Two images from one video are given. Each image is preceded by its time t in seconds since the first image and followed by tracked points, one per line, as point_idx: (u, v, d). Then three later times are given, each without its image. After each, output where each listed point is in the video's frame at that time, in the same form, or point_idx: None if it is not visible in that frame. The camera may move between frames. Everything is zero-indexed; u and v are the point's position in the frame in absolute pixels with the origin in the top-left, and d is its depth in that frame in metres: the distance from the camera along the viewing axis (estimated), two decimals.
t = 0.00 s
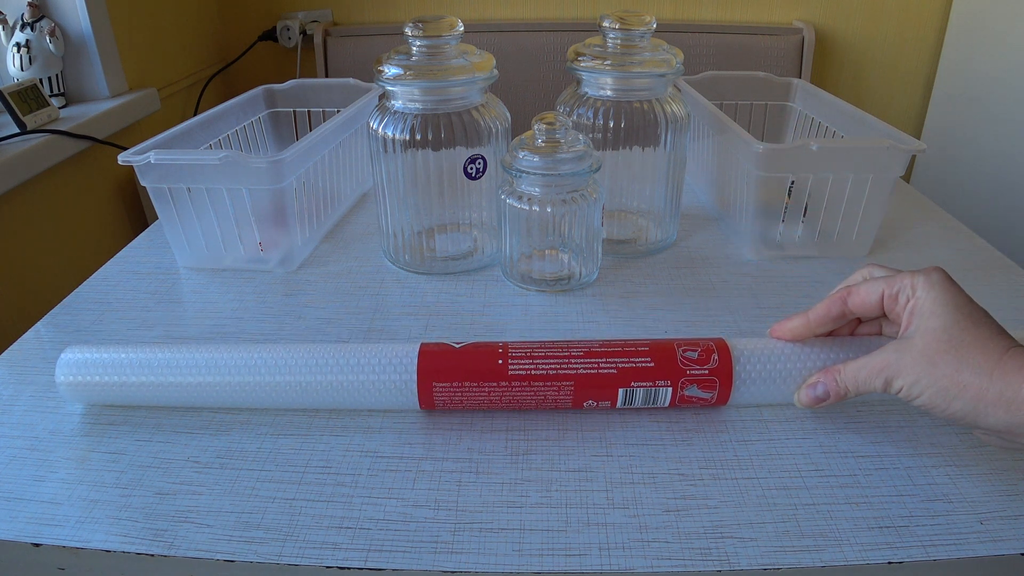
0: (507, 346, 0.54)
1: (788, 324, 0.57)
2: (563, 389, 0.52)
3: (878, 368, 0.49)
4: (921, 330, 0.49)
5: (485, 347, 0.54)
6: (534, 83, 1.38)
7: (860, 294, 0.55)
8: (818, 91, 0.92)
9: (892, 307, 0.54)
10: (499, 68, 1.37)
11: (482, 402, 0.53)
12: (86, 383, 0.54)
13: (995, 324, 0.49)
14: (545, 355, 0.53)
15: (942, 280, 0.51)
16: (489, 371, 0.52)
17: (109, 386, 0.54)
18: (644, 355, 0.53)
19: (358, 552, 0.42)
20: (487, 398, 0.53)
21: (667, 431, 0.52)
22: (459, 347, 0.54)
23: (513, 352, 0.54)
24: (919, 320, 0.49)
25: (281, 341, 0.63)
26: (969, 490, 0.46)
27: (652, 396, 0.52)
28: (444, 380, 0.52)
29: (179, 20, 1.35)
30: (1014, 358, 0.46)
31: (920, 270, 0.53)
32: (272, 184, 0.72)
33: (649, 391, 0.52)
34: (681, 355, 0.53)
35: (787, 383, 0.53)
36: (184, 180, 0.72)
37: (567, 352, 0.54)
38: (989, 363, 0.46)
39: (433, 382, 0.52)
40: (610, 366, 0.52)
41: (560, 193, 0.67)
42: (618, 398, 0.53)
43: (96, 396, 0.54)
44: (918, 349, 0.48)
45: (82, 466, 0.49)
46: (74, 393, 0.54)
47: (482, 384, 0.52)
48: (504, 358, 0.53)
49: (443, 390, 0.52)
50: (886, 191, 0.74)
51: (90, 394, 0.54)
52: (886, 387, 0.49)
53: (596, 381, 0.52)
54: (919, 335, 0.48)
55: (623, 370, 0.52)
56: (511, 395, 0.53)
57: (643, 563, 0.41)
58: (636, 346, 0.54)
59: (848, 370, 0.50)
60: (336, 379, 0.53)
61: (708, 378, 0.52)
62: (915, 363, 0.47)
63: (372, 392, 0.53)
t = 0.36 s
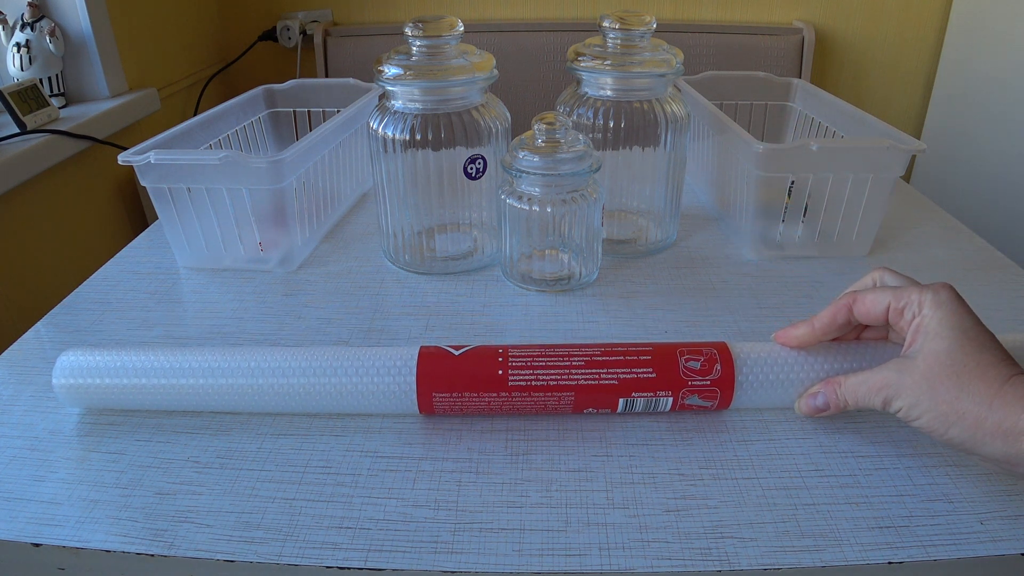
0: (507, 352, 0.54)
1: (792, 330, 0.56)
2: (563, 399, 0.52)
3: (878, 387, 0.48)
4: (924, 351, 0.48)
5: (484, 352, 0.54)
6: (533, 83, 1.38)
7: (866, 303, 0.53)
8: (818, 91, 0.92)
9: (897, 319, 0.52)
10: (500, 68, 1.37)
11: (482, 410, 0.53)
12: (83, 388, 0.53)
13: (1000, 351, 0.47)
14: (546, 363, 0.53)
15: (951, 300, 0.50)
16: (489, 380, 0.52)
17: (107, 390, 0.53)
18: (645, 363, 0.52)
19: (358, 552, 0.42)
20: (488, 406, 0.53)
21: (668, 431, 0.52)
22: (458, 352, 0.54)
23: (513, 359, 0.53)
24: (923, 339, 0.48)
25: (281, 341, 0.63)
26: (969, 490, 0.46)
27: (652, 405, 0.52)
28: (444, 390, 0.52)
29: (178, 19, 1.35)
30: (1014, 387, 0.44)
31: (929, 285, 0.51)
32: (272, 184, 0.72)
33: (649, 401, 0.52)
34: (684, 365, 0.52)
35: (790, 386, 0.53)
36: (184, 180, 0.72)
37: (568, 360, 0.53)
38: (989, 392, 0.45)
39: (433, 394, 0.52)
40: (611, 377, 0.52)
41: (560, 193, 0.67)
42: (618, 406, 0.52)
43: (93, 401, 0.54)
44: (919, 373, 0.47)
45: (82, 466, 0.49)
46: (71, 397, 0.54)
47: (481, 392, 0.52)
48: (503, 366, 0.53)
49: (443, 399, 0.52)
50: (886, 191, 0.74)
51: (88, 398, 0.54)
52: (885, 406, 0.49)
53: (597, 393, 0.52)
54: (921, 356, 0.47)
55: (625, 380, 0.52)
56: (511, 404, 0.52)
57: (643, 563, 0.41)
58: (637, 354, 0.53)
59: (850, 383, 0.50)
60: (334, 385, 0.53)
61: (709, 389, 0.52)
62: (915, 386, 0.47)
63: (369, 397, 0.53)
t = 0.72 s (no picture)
0: (507, 359, 0.53)
1: (797, 339, 0.54)
2: (563, 409, 0.52)
3: (878, 416, 0.47)
4: (927, 386, 0.46)
5: (484, 359, 0.53)
6: (534, 83, 1.38)
7: (876, 322, 0.51)
8: (818, 91, 0.92)
9: (906, 343, 0.50)
10: (500, 68, 1.37)
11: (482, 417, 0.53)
12: (81, 391, 0.53)
13: (1010, 391, 0.45)
14: (546, 373, 0.52)
15: (964, 332, 0.47)
16: (489, 390, 0.52)
17: (104, 393, 0.53)
18: (647, 373, 0.52)
19: (358, 552, 0.42)
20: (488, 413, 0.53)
21: (668, 431, 0.52)
22: (457, 359, 0.53)
23: (513, 368, 0.52)
24: (928, 373, 0.46)
25: (281, 341, 0.63)
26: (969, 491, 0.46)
27: (652, 413, 0.52)
28: (444, 400, 0.52)
29: (178, 19, 1.35)
30: (1014, 436, 0.42)
31: (944, 313, 0.48)
32: (272, 184, 0.72)
33: (650, 410, 0.52)
34: (685, 375, 0.52)
35: (793, 389, 0.52)
36: (184, 180, 0.72)
37: (569, 369, 0.52)
38: (988, 439, 0.43)
39: (433, 402, 0.52)
40: (612, 388, 0.51)
41: (560, 193, 0.67)
42: (618, 414, 0.52)
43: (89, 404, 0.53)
44: (920, 410, 0.45)
45: (82, 466, 0.49)
46: (67, 401, 0.53)
47: (481, 402, 0.52)
48: (503, 376, 0.52)
49: (443, 408, 0.52)
50: (885, 192, 0.74)
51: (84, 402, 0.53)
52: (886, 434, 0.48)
53: (597, 403, 0.51)
54: (924, 391, 0.46)
55: (625, 391, 0.51)
56: (511, 413, 0.52)
57: (643, 563, 0.41)
58: (640, 362, 0.52)
59: (851, 402, 0.49)
60: (334, 388, 0.52)
61: (710, 399, 0.52)
62: (915, 423, 0.45)
63: (368, 400, 0.52)
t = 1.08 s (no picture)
0: (508, 361, 0.53)
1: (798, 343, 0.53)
2: (563, 411, 0.52)
3: (878, 419, 0.47)
4: (928, 390, 0.46)
5: (484, 360, 0.53)
6: (534, 83, 1.38)
7: (877, 326, 0.50)
8: (818, 91, 0.92)
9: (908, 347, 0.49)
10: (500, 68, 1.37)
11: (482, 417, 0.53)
12: (79, 392, 0.53)
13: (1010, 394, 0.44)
14: (546, 375, 0.52)
15: (966, 335, 0.46)
16: (488, 392, 0.52)
17: (102, 393, 0.53)
18: (648, 376, 0.52)
19: (358, 552, 0.42)
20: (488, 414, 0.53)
21: (668, 432, 0.52)
22: (457, 360, 0.53)
23: (512, 370, 0.52)
24: (928, 377, 0.46)
25: (280, 341, 0.63)
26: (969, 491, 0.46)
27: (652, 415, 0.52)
28: (443, 401, 0.52)
29: (178, 19, 1.35)
30: (1013, 439, 0.42)
31: (945, 315, 0.47)
32: (271, 184, 0.72)
33: (650, 411, 0.52)
34: (686, 378, 0.51)
35: (792, 391, 0.52)
36: (184, 180, 0.72)
37: (569, 371, 0.52)
38: (986, 442, 0.43)
39: (433, 403, 0.52)
40: (612, 391, 0.51)
41: (560, 193, 0.67)
42: (619, 416, 0.52)
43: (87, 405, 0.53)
44: (920, 414, 0.45)
45: (82, 466, 0.49)
46: (65, 402, 0.53)
47: (481, 403, 0.52)
48: (502, 378, 0.52)
49: (443, 409, 0.52)
50: (886, 191, 0.74)
51: (82, 403, 0.53)
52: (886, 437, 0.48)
53: (597, 406, 0.52)
54: (924, 395, 0.46)
55: (625, 394, 0.51)
56: (511, 414, 0.52)
57: (643, 563, 0.41)
58: (640, 364, 0.52)
59: (851, 405, 0.49)
60: (334, 388, 0.52)
61: (710, 401, 0.52)
62: (915, 427, 0.45)
63: (367, 401, 0.52)
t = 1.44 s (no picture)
0: (508, 363, 0.53)
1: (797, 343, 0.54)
2: (563, 413, 0.52)
3: (875, 425, 0.47)
4: (925, 396, 0.46)
5: (485, 362, 0.53)
6: (534, 82, 1.38)
7: (876, 327, 0.50)
8: (818, 91, 0.92)
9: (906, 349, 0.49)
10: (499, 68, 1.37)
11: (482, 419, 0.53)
12: (79, 393, 0.53)
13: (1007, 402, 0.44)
14: (547, 378, 0.52)
15: (964, 340, 0.46)
16: (488, 395, 0.51)
17: (101, 394, 0.53)
18: (648, 379, 0.52)
19: (358, 552, 0.42)
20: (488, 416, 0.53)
21: (668, 432, 0.52)
22: (457, 363, 0.53)
23: (513, 373, 0.52)
24: (926, 383, 0.46)
25: (280, 341, 0.63)
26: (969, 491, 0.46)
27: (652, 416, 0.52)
28: (444, 404, 0.52)
29: (178, 19, 1.35)
30: (1009, 447, 0.42)
31: (944, 321, 0.47)
32: (271, 184, 0.72)
33: (649, 413, 0.52)
34: (686, 380, 0.51)
35: (791, 392, 0.52)
36: (184, 180, 0.72)
37: (569, 374, 0.52)
38: (982, 447, 0.43)
39: (433, 406, 0.52)
40: (612, 394, 0.51)
41: (560, 193, 0.67)
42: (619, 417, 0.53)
43: (87, 406, 0.53)
44: (917, 420, 0.45)
45: (81, 466, 0.49)
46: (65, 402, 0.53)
47: (481, 406, 0.52)
48: (502, 381, 0.52)
49: (443, 412, 0.52)
50: (885, 193, 0.74)
51: (82, 403, 0.53)
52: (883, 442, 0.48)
53: (596, 408, 0.52)
54: (922, 401, 0.46)
55: (625, 397, 0.51)
56: (512, 417, 0.52)
57: (643, 563, 0.41)
58: (641, 368, 0.52)
59: (850, 409, 0.49)
60: (334, 388, 0.52)
61: (710, 403, 0.52)
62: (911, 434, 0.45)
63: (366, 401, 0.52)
